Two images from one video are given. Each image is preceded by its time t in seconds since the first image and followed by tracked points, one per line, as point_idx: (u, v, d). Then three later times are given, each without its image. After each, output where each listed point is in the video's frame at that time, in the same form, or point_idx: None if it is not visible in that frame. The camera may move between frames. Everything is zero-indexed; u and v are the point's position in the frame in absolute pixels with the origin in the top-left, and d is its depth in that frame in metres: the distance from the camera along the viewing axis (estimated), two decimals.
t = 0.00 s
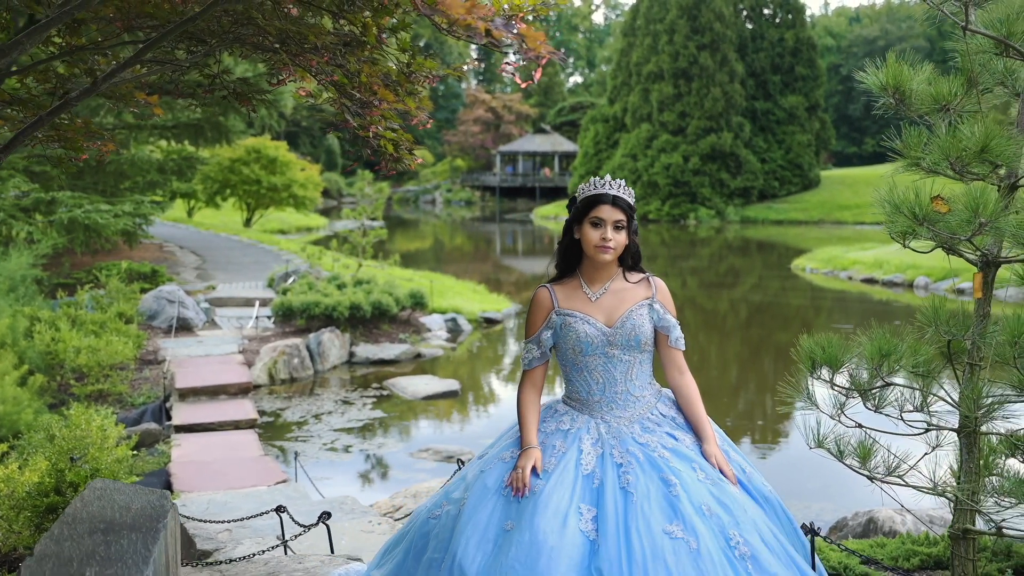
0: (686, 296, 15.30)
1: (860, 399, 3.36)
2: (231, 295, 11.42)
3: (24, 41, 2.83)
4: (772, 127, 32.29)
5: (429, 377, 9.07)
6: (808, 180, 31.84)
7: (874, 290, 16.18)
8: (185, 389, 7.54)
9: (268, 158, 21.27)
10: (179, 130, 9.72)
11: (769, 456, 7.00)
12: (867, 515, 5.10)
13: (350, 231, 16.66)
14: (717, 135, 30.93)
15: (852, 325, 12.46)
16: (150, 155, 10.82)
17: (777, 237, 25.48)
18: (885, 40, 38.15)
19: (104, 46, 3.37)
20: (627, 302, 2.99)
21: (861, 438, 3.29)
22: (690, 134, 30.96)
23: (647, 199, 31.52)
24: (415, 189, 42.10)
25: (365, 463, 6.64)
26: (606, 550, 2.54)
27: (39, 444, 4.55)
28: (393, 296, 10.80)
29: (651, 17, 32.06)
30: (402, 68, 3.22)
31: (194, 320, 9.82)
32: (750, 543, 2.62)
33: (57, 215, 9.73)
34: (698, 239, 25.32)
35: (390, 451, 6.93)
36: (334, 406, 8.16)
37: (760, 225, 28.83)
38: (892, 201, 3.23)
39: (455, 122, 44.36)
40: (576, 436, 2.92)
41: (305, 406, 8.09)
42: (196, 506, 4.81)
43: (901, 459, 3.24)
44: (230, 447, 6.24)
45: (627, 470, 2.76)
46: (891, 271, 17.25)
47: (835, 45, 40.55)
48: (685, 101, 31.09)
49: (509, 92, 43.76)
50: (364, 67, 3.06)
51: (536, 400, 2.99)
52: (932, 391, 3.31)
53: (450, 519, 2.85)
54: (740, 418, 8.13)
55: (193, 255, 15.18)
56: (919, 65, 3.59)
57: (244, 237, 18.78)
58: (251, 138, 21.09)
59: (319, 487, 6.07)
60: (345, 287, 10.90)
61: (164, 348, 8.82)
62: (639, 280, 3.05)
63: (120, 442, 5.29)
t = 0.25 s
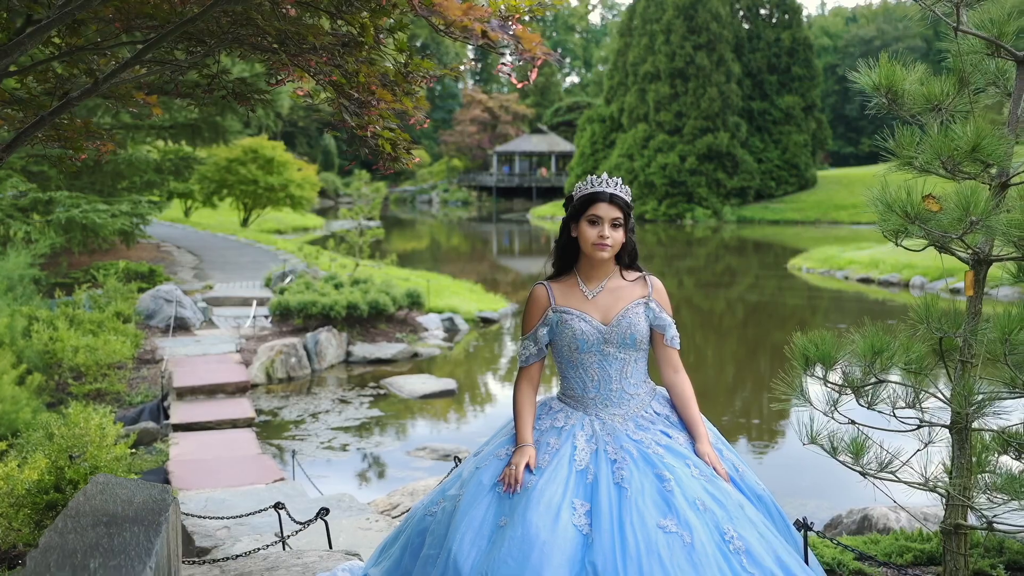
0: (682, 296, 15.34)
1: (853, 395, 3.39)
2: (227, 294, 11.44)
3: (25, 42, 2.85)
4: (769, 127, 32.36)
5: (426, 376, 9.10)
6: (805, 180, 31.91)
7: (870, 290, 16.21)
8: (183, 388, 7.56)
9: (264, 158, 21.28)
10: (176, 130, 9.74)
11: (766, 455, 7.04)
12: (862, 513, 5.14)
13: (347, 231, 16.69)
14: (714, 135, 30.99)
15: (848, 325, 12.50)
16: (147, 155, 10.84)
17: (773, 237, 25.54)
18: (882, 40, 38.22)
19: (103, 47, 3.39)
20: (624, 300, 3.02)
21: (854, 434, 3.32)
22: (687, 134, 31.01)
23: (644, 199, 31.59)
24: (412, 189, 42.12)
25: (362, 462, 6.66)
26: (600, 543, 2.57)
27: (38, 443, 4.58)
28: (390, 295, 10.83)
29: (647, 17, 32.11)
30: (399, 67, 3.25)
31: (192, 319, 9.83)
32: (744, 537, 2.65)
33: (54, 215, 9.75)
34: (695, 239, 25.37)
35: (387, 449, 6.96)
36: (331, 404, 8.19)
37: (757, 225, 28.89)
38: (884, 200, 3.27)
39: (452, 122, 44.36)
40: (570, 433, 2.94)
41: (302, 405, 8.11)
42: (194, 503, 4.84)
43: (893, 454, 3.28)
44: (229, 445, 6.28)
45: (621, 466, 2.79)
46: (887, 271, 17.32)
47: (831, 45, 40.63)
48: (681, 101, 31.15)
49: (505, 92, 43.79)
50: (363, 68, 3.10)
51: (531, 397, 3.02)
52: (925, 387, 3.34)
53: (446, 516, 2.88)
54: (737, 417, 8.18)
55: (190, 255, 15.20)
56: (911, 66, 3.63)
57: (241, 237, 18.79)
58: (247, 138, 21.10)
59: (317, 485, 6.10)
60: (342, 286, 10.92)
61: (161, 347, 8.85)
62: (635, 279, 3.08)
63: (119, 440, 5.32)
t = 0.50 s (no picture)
0: (679, 296, 15.38)
1: (847, 393, 3.42)
2: (225, 294, 11.45)
3: (28, 43, 2.88)
4: (766, 127, 32.42)
5: (424, 375, 9.12)
6: (802, 181, 31.96)
7: (866, 290, 16.26)
8: (181, 387, 7.58)
9: (262, 158, 21.30)
10: (173, 130, 9.76)
11: (762, 454, 7.08)
12: (857, 511, 5.18)
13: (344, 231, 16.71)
14: (711, 135, 31.04)
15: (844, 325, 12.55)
16: (145, 155, 10.86)
17: (770, 237, 25.58)
18: (879, 40, 38.27)
19: (104, 47, 3.42)
20: (619, 300, 3.05)
21: (847, 431, 3.36)
22: (684, 134, 31.06)
23: (641, 199, 31.62)
24: (409, 189, 42.15)
25: (359, 461, 6.68)
26: (593, 541, 2.59)
27: (37, 441, 4.61)
28: (388, 295, 10.85)
29: (644, 17, 32.16)
30: (397, 68, 3.28)
31: (189, 319, 9.85)
32: (736, 538, 2.67)
33: (52, 214, 9.77)
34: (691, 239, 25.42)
35: (384, 449, 6.99)
36: (329, 403, 8.21)
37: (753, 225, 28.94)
38: (878, 199, 3.31)
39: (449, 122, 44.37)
40: (564, 431, 2.97)
41: (300, 404, 8.14)
42: (192, 501, 4.86)
43: (886, 451, 3.31)
44: (227, 444, 6.30)
45: (614, 465, 2.81)
46: (883, 271, 17.37)
47: (828, 46, 40.68)
48: (678, 101, 31.20)
49: (502, 92, 43.84)
50: (362, 69, 3.14)
51: (526, 395, 3.05)
52: (918, 384, 3.37)
53: (439, 512, 2.90)
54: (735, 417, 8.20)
55: (188, 255, 15.21)
56: (904, 67, 3.66)
57: (239, 237, 18.80)
58: (244, 138, 21.11)
59: (314, 483, 6.13)
60: (340, 286, 10.94)
61: (159, 347, 8.87)
62: (631, 278, 3.11)
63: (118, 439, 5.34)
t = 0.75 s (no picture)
0: (676, 296, 15.43)
1: (841, 391, 3.45)
2: (223, 294, 11.47)
3: (32, 44, 2.92)
4: (762, 127, 32.50)
5: (421, 374, 9.15)
6: (798, 181, 32.03)
7: (863, 290, 16.31)
8: (179, 387, 7.60)
9: (259, 158, 21.31)
10: (171, 130, 9.78)
11: (760, 454, 7.12)
12: (852, 509, 5.22)
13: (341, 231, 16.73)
14: (708, 135, 31.09)
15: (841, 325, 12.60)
16: (142, 156, 10.88)
17: (767, 237, 25.64)
18: (875, 40, 38.35)
19: (105, 49, 3.44)
20: (616, 300, 3.08)
21: (842, 428, 3.39)
22: (680, 134, 31.12)
23: (638, 199, 31.66)
24: (406, 189, 42.20)
25: (356, 461, 6.69)
26: (586, 545, 2.62)
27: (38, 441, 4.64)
28: (385, 295, 10.88)
29: (641, 17, 32.21)
30: (395, 68, 3.30)
31: (188, 318, 9.87)
32: (728, 543, 2.70)
33: (50, 214, 9.78)
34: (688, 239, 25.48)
35: (381, 448, 7.02)
36: (327, 403, 8.24)
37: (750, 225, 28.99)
38: (871, 198, 3.34)
39: (446, 122, 44.38)
40: (558, 431, 3.00)
41: (298, 403, 8.17)
42: (191, 499, 4.89)
43: (880, 448, 3.35)
44: (226, 443, 6.32)
45: (608, 467, 2.84)
46: (880, 271, 17.43)
47: (825, 46, 40.77)
48: (675, 101, 31.26)
49: (499, 92, 43.87)
50: (362, 70, 3.16)
51: (521, 394, 3.07)
52: (912, 382, 3.40)
53: (432, 510, 2.94)
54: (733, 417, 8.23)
55: (185, 255, 15.22)
56: (897, 68, 3.70)
57: (236, 237, 18.81)
58: (242, 138, 21.12)
59: (312, 482, 6.15)
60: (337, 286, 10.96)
61: (157, 346, 8.89)
62: (627, 279, 3.15)
63: (117, 437, 5.36)
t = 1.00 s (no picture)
0: (673, 296, 15.46)
1: (836, 389, 3.49)
2: (221, 294, 11.49)
3: (34, 45, 2.95)
4: (759, 127, 32.56)
5: (418, 374, 9.18)
6: (795, 181, 32.09)
7: (859, 290, 16.36)
8: (178, 386, 7.62)
9: (256, 159, 21.32)
10: (169, 130, 9.80)
11: (757, 454, 7.16)
12: (847, 507, 5.26)
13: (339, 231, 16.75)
14: (704, 135, 31.13)
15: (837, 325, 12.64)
16: (140, 156, 10.89)
17: (764, 237, 25.70)
18: (872, 40, 38.40)
19: (106, 50, 3.47)
20: (611, 302, 3.11)
21: (836, 426, 3.43)
22: (677, 134, 31.16)
23: (635, 199, 31.70)
24: (403, 189, 42.20)
25: (353, 461, 6.71)
26: (581, 551, 2.64)
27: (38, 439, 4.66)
28: (383, 295, 10.92)
29: (638, 18, 32.25)
30: (394, 69, 3.31)
31: (186, 318, 9.88)
32: (719, 549, 2.74)
33: (48, 214, 9.81)
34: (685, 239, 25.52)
35: (379, 446, 7.05)
36: (325, 402, 8.27)
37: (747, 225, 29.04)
38: (865, 199, 3.38)
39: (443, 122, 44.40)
40: (551, 433, 3.02)
41: (296, 403, 8.20)
42: (190, 497, 4.91)
43: (874, 445, 3.38)
44: (224, 442, 6.35)
45: (601, 472, 2.86)
46: (876, 271, 17.48)
47: (822, 46, 40.83)
48: (672, 102, 31.28)
49: (496, 92, 43.90)
50: (362, 71, 3.19)
51: (514, 393, 3.09)
52: (905, 379, 3.43)
53: (424, 513, 2.93)
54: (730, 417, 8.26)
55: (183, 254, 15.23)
56: (891, 69, 3.74)
57: (234, 237, 18.82)
58: (239, 138, 21.13)
59: (308, 481, 6.18)
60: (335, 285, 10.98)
61: (155, 346, 8.90)
62: (622, 281, 3.18)
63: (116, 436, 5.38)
